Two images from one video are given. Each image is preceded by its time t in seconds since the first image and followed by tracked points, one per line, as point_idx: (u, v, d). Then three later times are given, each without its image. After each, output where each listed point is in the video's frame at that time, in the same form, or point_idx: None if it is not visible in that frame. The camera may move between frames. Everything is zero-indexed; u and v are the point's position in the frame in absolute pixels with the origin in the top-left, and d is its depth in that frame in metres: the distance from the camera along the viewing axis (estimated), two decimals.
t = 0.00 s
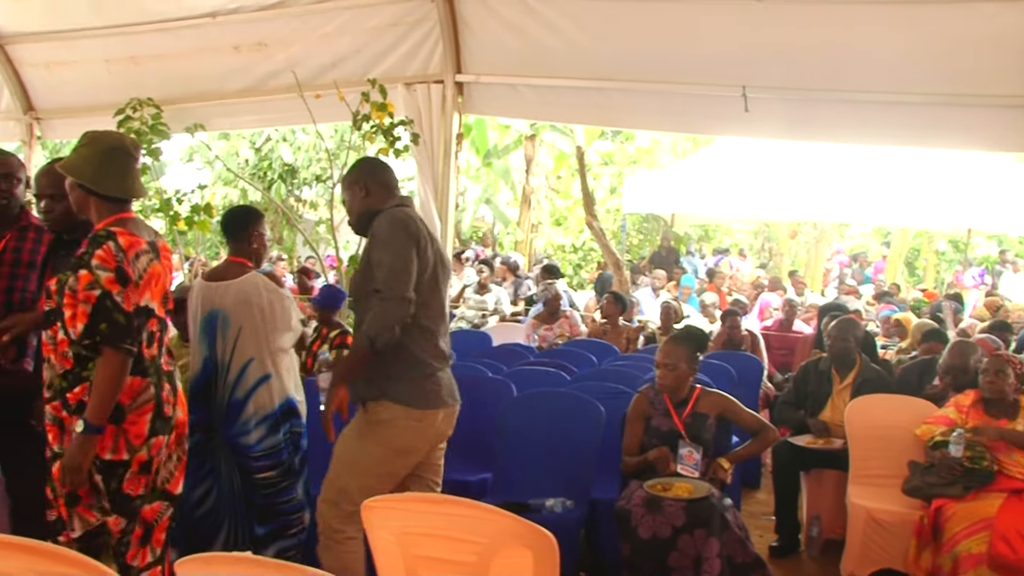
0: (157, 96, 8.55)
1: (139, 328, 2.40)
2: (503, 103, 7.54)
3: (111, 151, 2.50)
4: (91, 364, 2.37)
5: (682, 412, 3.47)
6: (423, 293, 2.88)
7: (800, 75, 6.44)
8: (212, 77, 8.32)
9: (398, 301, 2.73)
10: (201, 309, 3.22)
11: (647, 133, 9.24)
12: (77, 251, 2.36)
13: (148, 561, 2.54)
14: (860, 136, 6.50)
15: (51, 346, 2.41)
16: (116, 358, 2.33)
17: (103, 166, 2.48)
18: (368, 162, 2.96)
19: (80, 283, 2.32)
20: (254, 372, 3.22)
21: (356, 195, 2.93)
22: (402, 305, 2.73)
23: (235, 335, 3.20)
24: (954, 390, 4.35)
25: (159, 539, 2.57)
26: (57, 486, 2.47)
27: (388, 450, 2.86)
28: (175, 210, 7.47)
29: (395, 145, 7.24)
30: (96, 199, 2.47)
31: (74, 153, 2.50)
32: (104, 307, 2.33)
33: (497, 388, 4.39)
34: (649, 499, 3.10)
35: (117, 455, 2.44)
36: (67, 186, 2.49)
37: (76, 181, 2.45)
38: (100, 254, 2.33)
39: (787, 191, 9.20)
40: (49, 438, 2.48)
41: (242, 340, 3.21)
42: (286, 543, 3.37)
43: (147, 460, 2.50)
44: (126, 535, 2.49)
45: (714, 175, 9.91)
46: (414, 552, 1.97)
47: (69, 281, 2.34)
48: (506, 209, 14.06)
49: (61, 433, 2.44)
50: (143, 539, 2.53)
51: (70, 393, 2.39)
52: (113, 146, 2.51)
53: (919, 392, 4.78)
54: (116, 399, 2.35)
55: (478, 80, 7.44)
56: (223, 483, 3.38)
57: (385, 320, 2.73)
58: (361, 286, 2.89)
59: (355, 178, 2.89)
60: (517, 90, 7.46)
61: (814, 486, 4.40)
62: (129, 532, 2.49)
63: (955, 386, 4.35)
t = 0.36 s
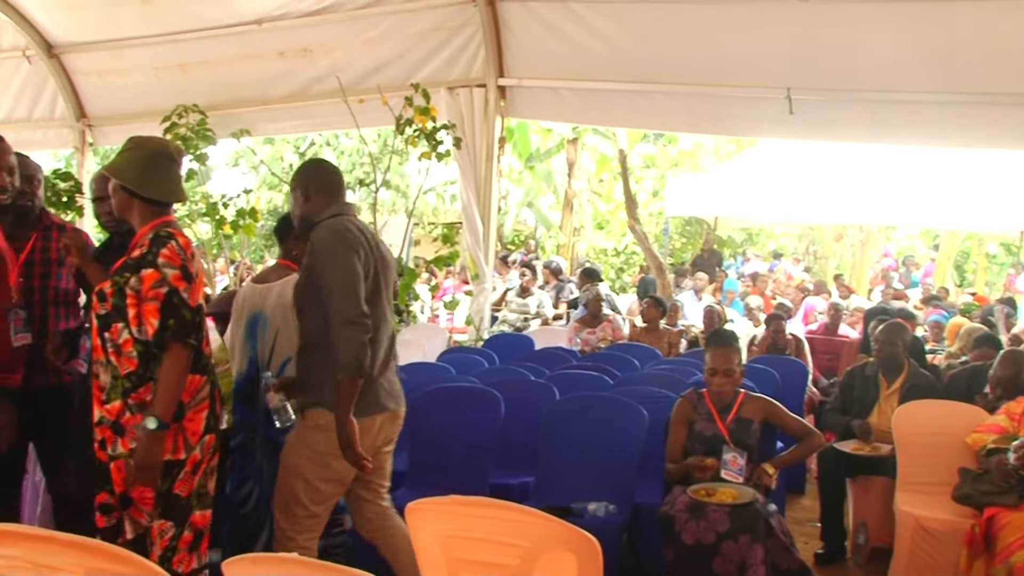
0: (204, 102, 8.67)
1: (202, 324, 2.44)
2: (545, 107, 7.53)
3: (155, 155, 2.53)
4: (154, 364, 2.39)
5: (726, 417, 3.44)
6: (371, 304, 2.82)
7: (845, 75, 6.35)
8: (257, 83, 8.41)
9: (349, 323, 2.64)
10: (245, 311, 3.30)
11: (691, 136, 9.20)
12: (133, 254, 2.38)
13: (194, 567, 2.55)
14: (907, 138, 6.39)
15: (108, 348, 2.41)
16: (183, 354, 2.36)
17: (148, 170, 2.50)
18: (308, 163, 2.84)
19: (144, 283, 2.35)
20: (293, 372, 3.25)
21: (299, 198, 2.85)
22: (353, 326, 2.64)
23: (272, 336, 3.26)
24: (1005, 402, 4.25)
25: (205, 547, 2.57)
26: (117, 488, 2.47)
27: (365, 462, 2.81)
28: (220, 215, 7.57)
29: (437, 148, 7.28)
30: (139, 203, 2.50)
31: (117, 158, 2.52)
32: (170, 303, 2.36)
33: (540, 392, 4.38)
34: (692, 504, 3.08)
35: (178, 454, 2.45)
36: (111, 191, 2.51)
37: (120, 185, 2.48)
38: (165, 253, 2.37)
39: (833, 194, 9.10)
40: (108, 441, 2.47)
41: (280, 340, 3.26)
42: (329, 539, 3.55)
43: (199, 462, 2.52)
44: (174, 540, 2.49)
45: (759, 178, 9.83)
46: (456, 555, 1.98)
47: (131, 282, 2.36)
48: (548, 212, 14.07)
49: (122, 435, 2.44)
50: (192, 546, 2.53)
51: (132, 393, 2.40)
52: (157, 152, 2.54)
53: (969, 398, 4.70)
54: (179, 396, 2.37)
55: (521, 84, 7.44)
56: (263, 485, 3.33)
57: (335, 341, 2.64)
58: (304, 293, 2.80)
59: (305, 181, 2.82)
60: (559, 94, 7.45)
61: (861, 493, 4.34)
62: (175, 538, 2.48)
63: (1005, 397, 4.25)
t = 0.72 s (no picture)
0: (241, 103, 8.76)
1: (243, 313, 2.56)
2: (579, 107, 7.52)
3: (185, 159, 2.58)
4: (200, 353, 2.48)
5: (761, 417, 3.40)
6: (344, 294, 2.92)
7: (884, 73, 6.27)
8: (293, 85, 8.49)
9: (335, 313, 2.74)
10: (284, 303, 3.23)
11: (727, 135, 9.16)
12: (172, 249, 2.45)
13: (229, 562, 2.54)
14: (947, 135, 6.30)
15: (146, 342, 2.45)
16: (234, 343, 2.49)
17: (178, 172, 2.56)
18: (287, 151, 2.92)
19: (187, 277, 2.44)
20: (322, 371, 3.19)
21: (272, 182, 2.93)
22: (337, 316, 2.74)
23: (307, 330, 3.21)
24: None
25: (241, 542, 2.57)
26: (151, 482, 2.48)
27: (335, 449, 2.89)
28: (257, 215, 7.64)
29: (472, 149, 7.31)
30: (171, 204, 2.55)
31: (148, 162, 2.58)
32: (217, 294, 2.47)
33: (574, 392, 4.38)
34: (728, 505, 3.06)
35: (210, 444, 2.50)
36: (143, 195, 2.57)
37: (153, 187, 2.53)
38: (208, 248, 2.47)
39: (871, 193, 9.01)
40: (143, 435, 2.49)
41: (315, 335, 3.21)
42: (359, 540, 3.48)
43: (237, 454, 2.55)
44: (208, 533, 2.50)
45: (795, 177, 9.76)
46: (491, 555, 1.99)
47: (172, 276, 2.44)
48: (582, 212, 14.05)
49: (159, 428, 2.47)
50: (227, 540, 2.53)
51: (173, 383, 2.46)
52: (184, 155, 2.60)
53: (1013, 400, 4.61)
54: (234, 383, 2.50)
55: (555, 84, 7.44)
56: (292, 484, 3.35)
57: (319, 330, 2.73)
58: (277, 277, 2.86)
59: (282, 173, 2.90)
60: (594, 94, 7.43)
61: (898, 495, 4.29)
62: (209, 530, 2.49)
63: None
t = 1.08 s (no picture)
0: (285, 105, 8.84)
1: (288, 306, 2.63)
2: (620, 108, 7.50)
3: (227, 161, 2.62)
4: (250, 345, 2.53)
5: (807, 419, 3.36)
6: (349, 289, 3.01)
7: (931, 70, 6.16)
8: (337, 87, 8.56)
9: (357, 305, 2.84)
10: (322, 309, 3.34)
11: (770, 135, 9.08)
12: (222, 248, 2.51)
13: (280, 547, 2.67)
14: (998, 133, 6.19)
15: (200, 338, 2.49)
16: (281, 335, 2.56)
17: (220, 175, 2.60)
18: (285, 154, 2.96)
19: (240, 272, 2.51)
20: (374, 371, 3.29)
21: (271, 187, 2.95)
22: (360, 310, 2.83)
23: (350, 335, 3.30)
24: None
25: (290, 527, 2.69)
26: (209, 475, 2.53)
27: (360, 435, 2.98)
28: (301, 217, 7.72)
29: (514, 150, 7.32)
30: (214, 206, 2.60)
31: (190, 165, 2.62)
32: (269, 287, 2.54)
33: (615, 394, 4.37)
34: (771, 508, 3.03)
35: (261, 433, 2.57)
36: (185, 197, 2.61)
37: (196, 188, 2.58)
38: (258, 244, 2.55)
39: (917, 193, 8.88)
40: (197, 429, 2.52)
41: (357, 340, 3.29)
42: (393, 543, 3.48)
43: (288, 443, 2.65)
44: (262, 520, 2.60)
45: (839, 177, 9.65)
46: (534, 556, 1.99)
47: (225, 272, 2.50)
48: (623, 213, 14.01)
49: (216, 421, 2.51)
50: (278, 526, 2.65)
51: (229, 375, 2.51)
52: (226, 159, 2.63)
53: None
54: (283, 374, 2.58)
55: (596, 85, 7.42)
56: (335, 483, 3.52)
57: (344, 324, 2.82)
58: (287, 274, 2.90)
59: (291, 173, 2.93)
60: (635, 94, 7.40)
61: (947, 500, 4.23)
62: (265, 517, 2.61)
63: None
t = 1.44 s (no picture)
0: (314, 108, 8.90)
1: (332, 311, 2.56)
2: (648, 108, 7.48)
3: (264, 160, 2.54)
4: (310, 347, 2.43)
5: (836, 422, 3.34)
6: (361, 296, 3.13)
7: (963, 67, 6.06)
8: (365, 89, 8.60)
9: (363, 309, 2.95)
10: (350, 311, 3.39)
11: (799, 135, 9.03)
12: (275, 252, 2.40)
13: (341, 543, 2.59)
14: None
15: (260, 342, 2.36)
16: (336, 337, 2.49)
17: (255, 175, 2.51)
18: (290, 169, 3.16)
19: (299, 276, 2.41)
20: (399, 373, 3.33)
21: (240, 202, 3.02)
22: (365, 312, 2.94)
23: (384, 335, 3.33)
24: None
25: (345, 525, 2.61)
26: (279, 475, 2.38)
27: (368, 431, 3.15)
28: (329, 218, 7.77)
29: (541, 151, 7.32)
30: (252, 207, 2.50)
31: (225, 165, 2.53)
32: (327, 290, 2.46)
33: (644, 396, 4.36)
34: (800, 511, 3.01)
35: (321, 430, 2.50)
36: (221, 198, 2.52)
37: (232, 188, 2.49)
38: (313, 248, 2.47)
39: (949, 194, 8.78)
40: (262, 431, 2.37)
41: (392, 339, 3.32)
42: (426, 540, 3.48)
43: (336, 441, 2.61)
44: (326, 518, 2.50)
45: (868, 177, 9.57)
46: (562, 558, 1.99)
47: (282, 276, 2.39)
48: (650, 214, 13.98)
49: (286, 421, 2.38)
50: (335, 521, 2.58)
51: (294, 378, 2.40)
52: (260, 160, 2.53)
53: None
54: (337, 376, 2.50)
55: (623, 85, 7.40)
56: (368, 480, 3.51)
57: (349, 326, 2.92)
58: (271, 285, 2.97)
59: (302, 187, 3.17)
60: (663, 94, 7.37)
61: (980, 508, 4.10)
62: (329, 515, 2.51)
63: None
